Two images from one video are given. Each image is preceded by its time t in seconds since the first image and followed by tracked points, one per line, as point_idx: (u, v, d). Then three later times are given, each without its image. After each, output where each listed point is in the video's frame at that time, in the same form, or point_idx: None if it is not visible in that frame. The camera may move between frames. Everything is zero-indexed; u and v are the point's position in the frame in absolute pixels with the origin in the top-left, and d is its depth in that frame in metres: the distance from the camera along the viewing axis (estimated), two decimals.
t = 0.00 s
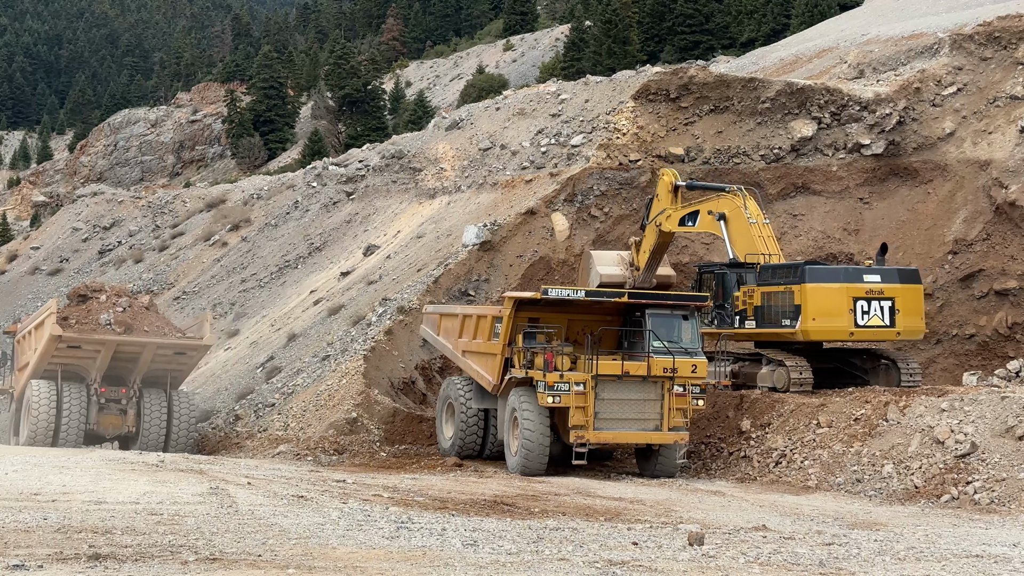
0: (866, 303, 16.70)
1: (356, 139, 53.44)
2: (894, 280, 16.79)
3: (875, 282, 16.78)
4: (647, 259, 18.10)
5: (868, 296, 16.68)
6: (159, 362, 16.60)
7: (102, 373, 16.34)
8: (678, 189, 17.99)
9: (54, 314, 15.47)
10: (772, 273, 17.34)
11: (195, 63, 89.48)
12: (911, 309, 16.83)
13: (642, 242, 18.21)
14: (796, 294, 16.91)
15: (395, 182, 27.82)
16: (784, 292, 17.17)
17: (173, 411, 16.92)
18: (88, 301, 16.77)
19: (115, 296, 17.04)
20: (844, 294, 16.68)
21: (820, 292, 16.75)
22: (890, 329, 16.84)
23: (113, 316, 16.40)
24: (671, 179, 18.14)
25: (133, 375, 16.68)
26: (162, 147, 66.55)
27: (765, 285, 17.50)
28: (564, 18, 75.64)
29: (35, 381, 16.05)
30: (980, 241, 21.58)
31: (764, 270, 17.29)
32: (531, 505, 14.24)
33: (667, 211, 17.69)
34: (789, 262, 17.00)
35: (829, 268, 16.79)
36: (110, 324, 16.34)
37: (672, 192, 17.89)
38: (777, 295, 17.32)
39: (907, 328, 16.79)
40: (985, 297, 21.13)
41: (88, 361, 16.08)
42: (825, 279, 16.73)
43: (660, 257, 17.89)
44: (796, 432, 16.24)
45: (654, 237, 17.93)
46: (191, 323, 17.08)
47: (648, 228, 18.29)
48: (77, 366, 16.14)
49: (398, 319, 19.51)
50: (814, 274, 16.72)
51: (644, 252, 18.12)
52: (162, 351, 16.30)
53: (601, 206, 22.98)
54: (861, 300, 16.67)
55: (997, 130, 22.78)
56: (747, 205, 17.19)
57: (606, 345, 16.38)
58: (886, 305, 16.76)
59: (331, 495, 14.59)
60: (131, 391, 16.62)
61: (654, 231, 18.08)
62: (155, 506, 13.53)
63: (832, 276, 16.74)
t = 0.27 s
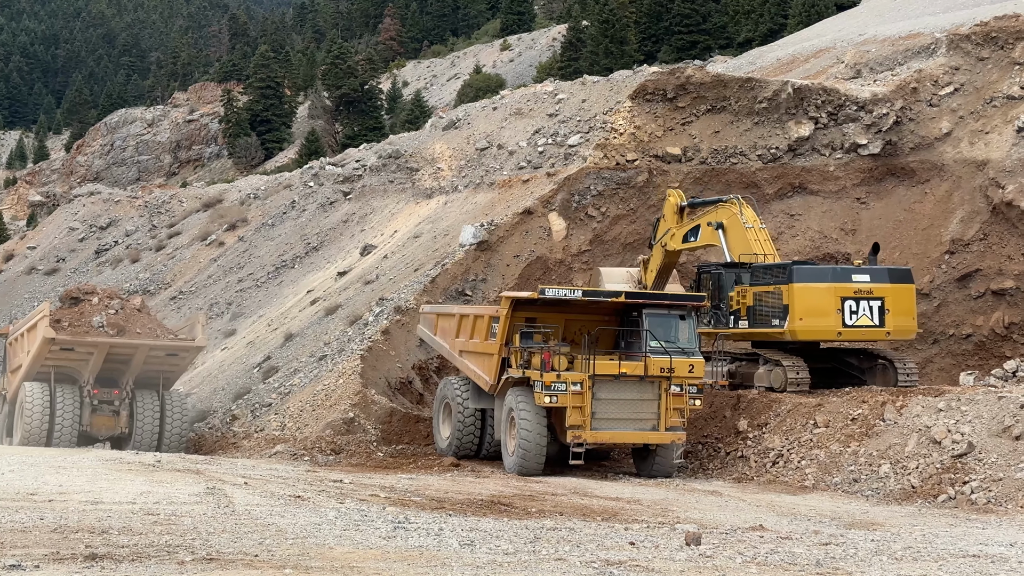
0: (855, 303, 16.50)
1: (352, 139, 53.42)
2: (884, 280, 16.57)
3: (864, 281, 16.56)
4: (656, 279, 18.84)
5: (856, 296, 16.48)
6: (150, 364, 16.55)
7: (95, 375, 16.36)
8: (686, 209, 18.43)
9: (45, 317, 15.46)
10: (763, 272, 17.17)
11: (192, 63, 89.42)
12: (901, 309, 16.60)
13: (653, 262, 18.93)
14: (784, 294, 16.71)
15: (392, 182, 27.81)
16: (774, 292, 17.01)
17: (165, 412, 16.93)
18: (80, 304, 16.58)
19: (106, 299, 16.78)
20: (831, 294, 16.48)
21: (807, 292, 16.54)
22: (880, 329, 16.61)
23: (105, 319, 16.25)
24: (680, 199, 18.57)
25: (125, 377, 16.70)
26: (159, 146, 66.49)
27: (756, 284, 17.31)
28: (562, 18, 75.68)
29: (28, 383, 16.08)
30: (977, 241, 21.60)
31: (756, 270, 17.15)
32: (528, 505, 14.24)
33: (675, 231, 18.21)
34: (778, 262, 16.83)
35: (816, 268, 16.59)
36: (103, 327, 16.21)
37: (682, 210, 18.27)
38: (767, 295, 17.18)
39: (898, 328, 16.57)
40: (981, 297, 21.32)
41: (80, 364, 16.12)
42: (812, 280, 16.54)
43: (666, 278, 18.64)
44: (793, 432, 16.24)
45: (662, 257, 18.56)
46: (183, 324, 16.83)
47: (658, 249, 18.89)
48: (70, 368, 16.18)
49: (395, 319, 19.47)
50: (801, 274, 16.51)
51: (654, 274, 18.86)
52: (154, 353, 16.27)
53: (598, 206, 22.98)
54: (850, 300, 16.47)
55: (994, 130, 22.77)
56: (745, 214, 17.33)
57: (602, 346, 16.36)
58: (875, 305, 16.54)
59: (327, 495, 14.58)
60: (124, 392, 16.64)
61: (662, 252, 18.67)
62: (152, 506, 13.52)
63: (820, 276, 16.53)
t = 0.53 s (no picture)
0: (843, 303, 16.46)
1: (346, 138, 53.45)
2: (872, 280, 16.53)
3: (852, 281, 16.52)
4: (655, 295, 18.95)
5: (844, 296, 16.44)
6: (138, 365, 16.57)
7: (85, 377, 16.36)
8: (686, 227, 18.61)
9: (34, 321, 15.38)
10: (751, 272, 17.11)
11: (186, 62, 89.28)
12: (890, 309, 16.56)
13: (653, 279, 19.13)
14: (771, 294, 16.67)
15: (386, 182, 27.81)
16: (762, 291, 16.95)
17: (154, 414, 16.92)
18: (69, 306, 16.60)
19: (96, 301, 16.84)
20: (817, 294, 16.45)
21: (794, 292, 16.50)
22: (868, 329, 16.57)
23: (95, 321, 16.27)
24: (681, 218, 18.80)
25: (115, 378, 16.70)
26: (153, 146, 66.42)
27: (745, 285, 17.24)
28: (556, 18, 75.66)
29: (17, 386, 16.00)
30: (969, 241, 21.65)
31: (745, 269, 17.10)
32: (522, 505, 14.25)
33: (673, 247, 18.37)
34: (766, 261, 16.78)
35: (804, 267, 16.54)
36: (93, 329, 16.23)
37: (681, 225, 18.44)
38: (756, 295, 17.12)
39: (886, 328, 16.53)
40: (974, 297, 21.34)
41: (69, 366, 16.13)
42: (799, 280, 16.50)
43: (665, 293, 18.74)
44: (786, 432, 16.25)
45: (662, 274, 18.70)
46: (172, 325, 16.91)
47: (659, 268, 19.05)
48: (59, 370, 16.16)
49: (388, 319, 19.46)
50: (787, 274, 16.47)
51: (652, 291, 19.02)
52: (142, 355, 16.33)
53: (592, 206, 23.01)
54: (837, 300, 16.43)
55: (986, 130, 22.79)
56: (738, 221, 17.41)
57: (595, 345, 16.37)
58: (863, 305, 16.50)
59: (321, 495, 14.59)
60: (113, 394, 16.67)
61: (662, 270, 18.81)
62: (145, 506, 13.52)
63: (807, 276, 16.49)
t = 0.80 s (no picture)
0: (829, 303, 16.49)
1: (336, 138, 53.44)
2: (859, 280, 16.57)
3: (839, 281, 16.55)
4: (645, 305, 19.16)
5: (831, 296, 16.47)
6: (122, 365, 16.58)
7: (69, 378, 16.33)
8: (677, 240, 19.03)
9: (18, 322, 15.43)
10: (739, 272, 17.11)
11: (175, 61, 89.02)
12: (876, 308, 16.61)
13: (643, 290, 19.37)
14: (757, 294, 16.65)
15: (375, 181, 27.78)
16: (749, 291, 16.93)
17: (138, 414, 16.94)
18: (52, 308, 16.34)
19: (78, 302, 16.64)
20: (804, 294, 16.46)
21: (781, 291, 16.50)
22: (855, 329, 16.59)
23: (79, 322, 16.12)
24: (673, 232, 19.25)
25: (98, 378, 16.63)
26: (142, 145, 66.21)
27: (732, 285, 17.25)
28: (545, 17, 75.73)
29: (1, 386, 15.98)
30: (958, 240, 21.71)
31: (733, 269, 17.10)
32: (511, 504, 14.24)
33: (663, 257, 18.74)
34: (753, 261, 16.78)
35: (791, 267, 16.55)
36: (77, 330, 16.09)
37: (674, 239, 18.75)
38: (744, 295, 17.09)
39: (873, 328, 16.57)
40: (962, 296, 21.34)
41: (53, 367, 16.10)
42: (786, 279, 16.50)
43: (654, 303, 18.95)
44: (775, 431, 16.27)
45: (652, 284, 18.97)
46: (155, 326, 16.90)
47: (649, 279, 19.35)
48: (43, 371, 16.17)
49: (377, 318, 19.45)
50: (774, 273, 16.47)
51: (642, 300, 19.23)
52: (126, 356, 16.34)
53: (581, 206, 23.02)
54: (824, 299, 16.46)
55: (975, 131, 22.86)
56: (726, 226, 17.72)
57: (584, 345, 16.38)
58: (850, 304, 16.52)
59: (310, 494, 14.57)
60: (97, 395, 16.63)
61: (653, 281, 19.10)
62: (133, 506, 13.48)
63: (794, 276, 16.50)
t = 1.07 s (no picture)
0: (813, 302, 16.52)
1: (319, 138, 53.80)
2: (843, 280, 16.59)
3: (823, 281, 16.57)
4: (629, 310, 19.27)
5: (815, 296, 16.49)
6: (101, 364, 16.57)
7: (49, 377, 16.22)
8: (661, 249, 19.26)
9: None
10: (724, 271, 17.18)
11: (160, 60, 88.68)
12: (861, 308, 16.61)
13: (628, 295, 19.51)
14: (741, 294, 16.70)
15: (360, 181, 27.74)
16: (734, 290, 16.99)
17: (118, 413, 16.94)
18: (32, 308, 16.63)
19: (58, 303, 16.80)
20: (788, 294, 16.50)
21: (765, 291, 16.54)
22: (839, 329, 16.61)
23: (59, 322, 16.31)
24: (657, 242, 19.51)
25: (77, 378, 16.65)
26: (126, 144, 65.93)
27: (717, 284, 17.32)
28: (530, 17, 75.83)
29: None
30: (941, 240, 21.78)
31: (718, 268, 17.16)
32: (496, 504, 14.23)
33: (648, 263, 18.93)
34: (738, 261, 16.83)
35: (775, 267, 16.58)
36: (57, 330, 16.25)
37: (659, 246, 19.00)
38: (730, 294, 17.14)
39: (857, 328, 16.57)
40: (946, 296, 21.33)
41: (32, 367, 15.94)
42: (771, 279, 16.54)
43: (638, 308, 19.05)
44: (759, 430, 16.30)
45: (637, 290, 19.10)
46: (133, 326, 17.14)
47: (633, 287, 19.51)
48: (23, 371, 15.96)
49: (362, 317, 19.44)
50: (758, 272, 16.50)
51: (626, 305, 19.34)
52: (106, 354, 16.33)
53: (566, 206, 23.08)
54: (808, 299, 16.49)
55: (958, 131, 22.94)
56: (710, 229, 17.92)
57: (570, 344, 16.39)
58: (834, 304, 16.55)
59: (294, 493, 14.56)
60: (76, 394, 16.59)
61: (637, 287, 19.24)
62: (116, 505, 13.42)
63: (778, 275, 16.54)
